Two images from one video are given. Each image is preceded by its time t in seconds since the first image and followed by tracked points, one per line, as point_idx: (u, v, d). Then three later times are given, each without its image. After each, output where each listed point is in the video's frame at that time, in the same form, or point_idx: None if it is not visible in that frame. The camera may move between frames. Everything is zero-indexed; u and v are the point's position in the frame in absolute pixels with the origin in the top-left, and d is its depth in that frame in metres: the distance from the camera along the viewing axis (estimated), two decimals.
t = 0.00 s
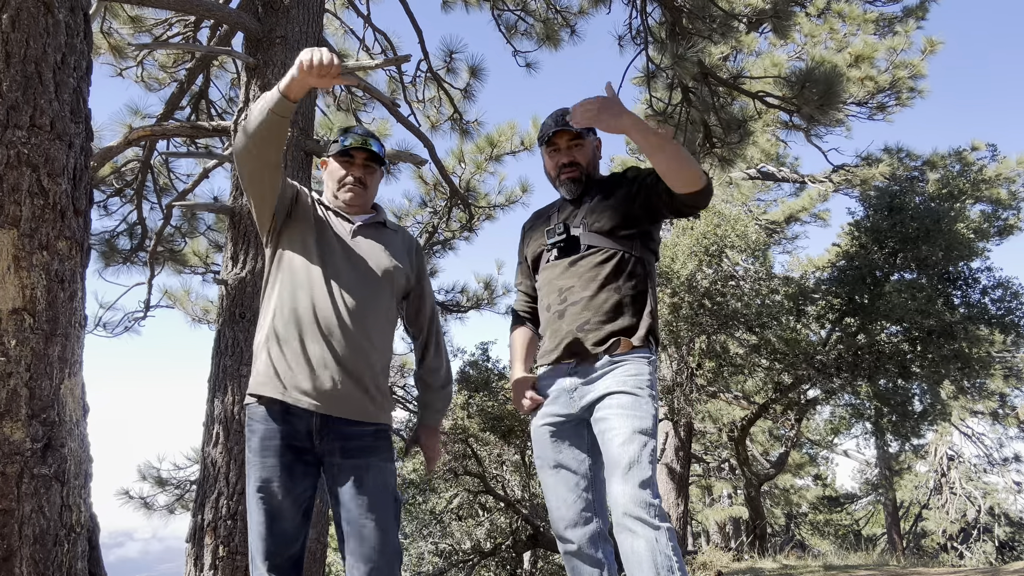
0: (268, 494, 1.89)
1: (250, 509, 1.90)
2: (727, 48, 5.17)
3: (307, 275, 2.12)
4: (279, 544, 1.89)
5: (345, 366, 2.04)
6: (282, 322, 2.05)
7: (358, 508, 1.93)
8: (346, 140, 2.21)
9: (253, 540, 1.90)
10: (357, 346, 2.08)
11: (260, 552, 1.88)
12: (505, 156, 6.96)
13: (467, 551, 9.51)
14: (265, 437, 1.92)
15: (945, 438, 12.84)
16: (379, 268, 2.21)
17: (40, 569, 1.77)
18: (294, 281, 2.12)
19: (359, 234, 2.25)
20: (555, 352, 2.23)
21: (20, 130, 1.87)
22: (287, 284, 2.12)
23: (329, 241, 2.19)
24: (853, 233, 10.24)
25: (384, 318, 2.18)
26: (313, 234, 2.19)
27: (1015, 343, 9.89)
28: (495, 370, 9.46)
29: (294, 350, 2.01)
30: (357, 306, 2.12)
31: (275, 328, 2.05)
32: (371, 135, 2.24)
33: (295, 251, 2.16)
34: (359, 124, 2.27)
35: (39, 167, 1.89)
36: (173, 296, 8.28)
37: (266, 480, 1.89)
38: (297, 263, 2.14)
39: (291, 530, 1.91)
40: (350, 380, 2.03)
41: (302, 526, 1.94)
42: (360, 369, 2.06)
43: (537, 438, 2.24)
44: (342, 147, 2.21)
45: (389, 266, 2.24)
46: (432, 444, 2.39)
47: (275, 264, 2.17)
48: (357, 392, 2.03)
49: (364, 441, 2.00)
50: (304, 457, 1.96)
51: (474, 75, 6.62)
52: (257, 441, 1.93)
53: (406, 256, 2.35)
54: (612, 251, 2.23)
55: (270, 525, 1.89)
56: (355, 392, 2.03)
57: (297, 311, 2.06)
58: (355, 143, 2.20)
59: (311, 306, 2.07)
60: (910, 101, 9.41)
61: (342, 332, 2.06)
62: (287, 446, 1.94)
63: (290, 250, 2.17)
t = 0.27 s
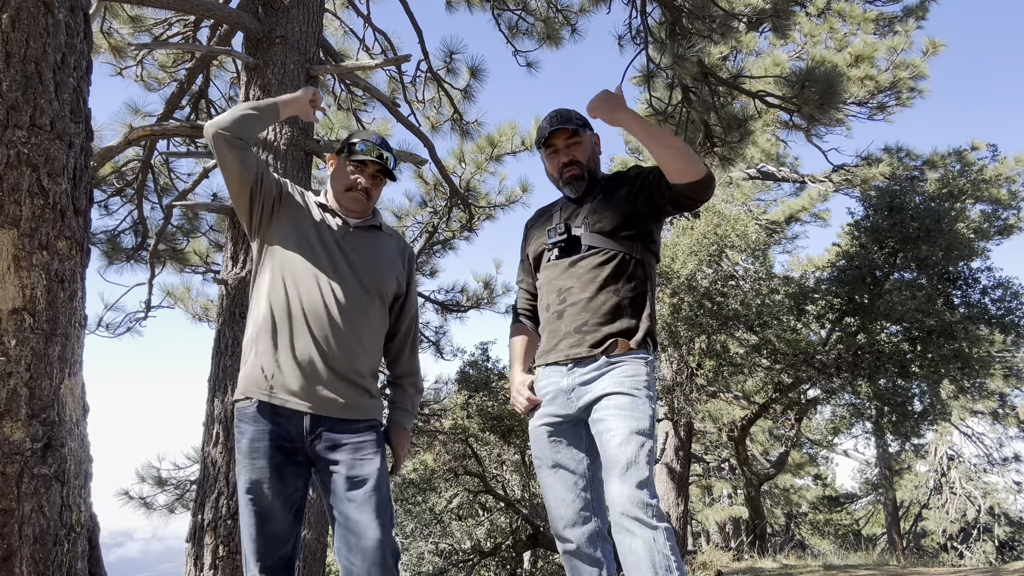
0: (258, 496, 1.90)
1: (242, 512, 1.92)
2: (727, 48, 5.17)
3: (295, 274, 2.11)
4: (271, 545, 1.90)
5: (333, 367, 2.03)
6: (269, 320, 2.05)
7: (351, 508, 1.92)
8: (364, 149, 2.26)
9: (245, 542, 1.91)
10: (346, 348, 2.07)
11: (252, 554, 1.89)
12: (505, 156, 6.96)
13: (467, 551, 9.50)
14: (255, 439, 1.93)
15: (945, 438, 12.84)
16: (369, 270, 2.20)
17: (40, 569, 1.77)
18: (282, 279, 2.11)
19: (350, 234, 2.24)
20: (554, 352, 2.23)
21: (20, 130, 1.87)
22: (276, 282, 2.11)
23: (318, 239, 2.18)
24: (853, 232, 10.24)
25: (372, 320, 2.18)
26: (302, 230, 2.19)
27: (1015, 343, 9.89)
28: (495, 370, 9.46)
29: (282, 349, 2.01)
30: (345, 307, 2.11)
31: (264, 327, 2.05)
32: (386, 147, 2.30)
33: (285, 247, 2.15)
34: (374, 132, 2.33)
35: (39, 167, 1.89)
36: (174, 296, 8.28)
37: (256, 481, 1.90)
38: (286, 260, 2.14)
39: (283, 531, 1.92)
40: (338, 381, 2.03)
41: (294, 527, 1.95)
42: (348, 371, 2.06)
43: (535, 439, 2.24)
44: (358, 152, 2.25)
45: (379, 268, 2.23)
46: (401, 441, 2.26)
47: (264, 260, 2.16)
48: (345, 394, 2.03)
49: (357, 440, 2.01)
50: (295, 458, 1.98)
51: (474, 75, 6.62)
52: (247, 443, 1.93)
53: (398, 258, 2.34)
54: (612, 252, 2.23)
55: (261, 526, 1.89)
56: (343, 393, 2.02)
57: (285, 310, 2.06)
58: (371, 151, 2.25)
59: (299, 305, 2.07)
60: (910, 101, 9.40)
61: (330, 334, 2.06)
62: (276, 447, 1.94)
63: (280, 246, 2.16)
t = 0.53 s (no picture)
0: (261, 498, 1.90)
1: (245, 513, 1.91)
2: (727, 48, 5.17)
3: (294, 269, 2.11)
4: (275, 546, 1.90)
5: (334, 362, 2.03)
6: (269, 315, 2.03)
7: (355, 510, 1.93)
8: (358, 145, 2.27)
9: (248, 542, 1.91)
10: (346, 343, 2.07)
11: (255, 555, 1.90)
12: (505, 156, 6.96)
13: (467, 551, 9.48)
14: (257, 440, 1.92)
15: (945, 438, 12.83)
16: (367, 265, 2.21)
17: (40, 569, 1.77)
18: (281, 274, 2.10)
19: (348, 231, 2.25)
20: (554, 352, 2.23)
21: (20, 130, 1.87)
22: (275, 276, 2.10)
23: (315, 234, 2.19)
24: (853, 233, 10.25)
25: (371, 316, 2.18)
26: (299, 226, 2.19)
27: (1015, 343, 9.88)
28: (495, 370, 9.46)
29: (282, 344, 2.00)
30: (345, 302, 2.11)
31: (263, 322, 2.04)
32: (380, 144, 2.31)
33: (283, 243, 2.15)
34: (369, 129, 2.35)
35: (39, 167, 1.89)
36: (174, 296, 8.29)
37: (259, 483, 1.89)
38: (284, 255, 2.14)
39: (286, 531, 1.92)
40: (339, 376, 2.02)
41: (296, 528, 1.95)
42: (349, 366, 2.06)
43: (535, 439, 2.23)
44: (353, 149, 2.27)
45: (377, 264, 2.24)
46: (411, 442, 2.30)
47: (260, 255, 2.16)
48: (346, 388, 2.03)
49: (360, 441, 2.00)
50: (298, 460, 1.96)
51: (474, 75, 6.62)
52: (250, 444, 1.92)
53: (395, 255, 2.35)
54: (612, 252, 2.23)
55: (265, 528, 1.89)
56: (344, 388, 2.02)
57: (285, 305, 2.05)
58: (365, 148, 2.27)
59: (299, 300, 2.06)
60: (910, 101, 9.40)
61: (332, 325, 2.06)
62: (280, 449, 1.93)
63: (277, 241, 2.16)
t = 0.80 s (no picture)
0: (262, 498, 1.90)
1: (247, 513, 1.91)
2: (727, 48, 5.16)
3: (294, 270, 2.11)
4: (276, 546, 1.90)
5: (334, 363, 2.03)
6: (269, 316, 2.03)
7: (355, 510, 1.93)
8: (357, 144, 2.27)
9: (249, 543, 1.91)
10: (347, 343, 2.07)
11: (256, 555, 1.90)
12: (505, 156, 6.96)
13: (467, 551, 9.46)
14: (258, 440, 1.91)
15: (945, 438, 12.84)
16: (368, 266, 2.21)
17: (40, 569, 1.77)
18: (281, 274, 2.10)
19: (347, 231, 2.25)
20: (553, 351, 2.23)
21: (20, 130, 1.87)
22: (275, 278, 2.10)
23: (315, 236, 2.19)
24: (853, 233, 10.25)
25: (371, 316, 2.18)
26: (299, 228, 2.19)
27: (1015, 343, 9.88)
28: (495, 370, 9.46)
29: (282, 345, 2.00)
30: (346, 302, 2.11)
31: (262, 323, 2.03)
32: (379, 142, 2.31)
33: (283, 244, 2.15)
34: (368, 128, 2.34)
35: (39, 167, 1.89)
36: (174, 296, 8.29)
37: (260, 483, 1.89)
38: (283, 256, 2.13)
39: (287, 532, 1.92)
40: (339, 376, 2.02)
41: (297, 528, 1.95)
42: (350, 367, 2.06)
43: (535, 439, 2.23)
44: (352, 148, 2.26)
45: (378, 264, 2.23)
46: (415, 440, 2.30)
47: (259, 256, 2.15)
48: (347, 389, 2.03)
49: (360, 442, 2.00)
50: (300, 460, 1.96)
51: (473, 75, 6.62)
52: (251, 444, 1.92)
53: (396, 254, 2.35)
54: (612, 252, 2.23)
55: (266, 528, 1.89)
56: (345, 388, 2.02)
57: (285, 306, 2.05)
58: (365, 147, 2.26)
59: (298, 301, 2.06)
60: (910, 101, 9.40)
61: (333, 326, 2.06)
62: (280, 449, 1.93)
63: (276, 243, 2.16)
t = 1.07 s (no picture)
0: (262, 498, 1.90)
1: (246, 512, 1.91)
2: (727, 48, 5.16)
3: (293, 271, 2.11)
4: (276, 546, 1.90)
5: (333, 364, 2.03)
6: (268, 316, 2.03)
7: (355, 511, 1.93)
8: (356, 146, 2.28)
9: (248, 543, 1.91)
10: (347, 343, 2.07)
11: (255, 555, 1.90)
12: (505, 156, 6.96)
13: (467, 551, 9.45)
14: (259, 440, 1.91)
15: (945, 438, 12.83)
16: (369, 266, 2.20)
17: (40, 569, 1.77)
18: (281, 277, 2.10)
19: (348, 231, 2.25)
20: (555, 350, 2.22)
21: (20, 130, 1.87)
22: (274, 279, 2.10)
23: (315, 237, 2.19)
24: (853, 233, 10.25)
25: (372, 318, 2.18)
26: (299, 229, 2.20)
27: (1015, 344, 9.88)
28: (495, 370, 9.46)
29: (281, 345, 1.99)
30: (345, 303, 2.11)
31: (261, 323, 2.03)
32: (379, 143, 2.32)
33: (282, 245, 2.15)
34: (368, 129, 2.35)
35: (39, 167, 1.89)
36: (174, 296, 8.29)
37: (260, 482, 1.90)
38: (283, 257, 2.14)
39: (288, 532, 1.92)
40: (338, 376, 2.02)
41: (298, 528, 1.95)
42: (349, 369, 2.05)
43: (537, 439, 2.24)
44: (352, 149, 2.27)
45: (379, 264, 2.23)
46: (412, 437, 2.31)
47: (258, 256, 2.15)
48: (346, 389, 2.02)
49: (360, 443, 2.00)
50: (300, 461, 1.96)
51: (473, 75, 6.62)
52: (251, 444, 1.92)
53: (396, 255, 2.35)
54: (611, 251, 2.23)
55: (266, 528, 1.89)
56: (343, 389, 2.02)
57: (285, 307, 2.05)
58: (364, 148, 2.27)
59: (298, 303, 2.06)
60: (909, 101, 9.41)
61: (332, 328, 2.05)
62: (281, 449, 1.93)
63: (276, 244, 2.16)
